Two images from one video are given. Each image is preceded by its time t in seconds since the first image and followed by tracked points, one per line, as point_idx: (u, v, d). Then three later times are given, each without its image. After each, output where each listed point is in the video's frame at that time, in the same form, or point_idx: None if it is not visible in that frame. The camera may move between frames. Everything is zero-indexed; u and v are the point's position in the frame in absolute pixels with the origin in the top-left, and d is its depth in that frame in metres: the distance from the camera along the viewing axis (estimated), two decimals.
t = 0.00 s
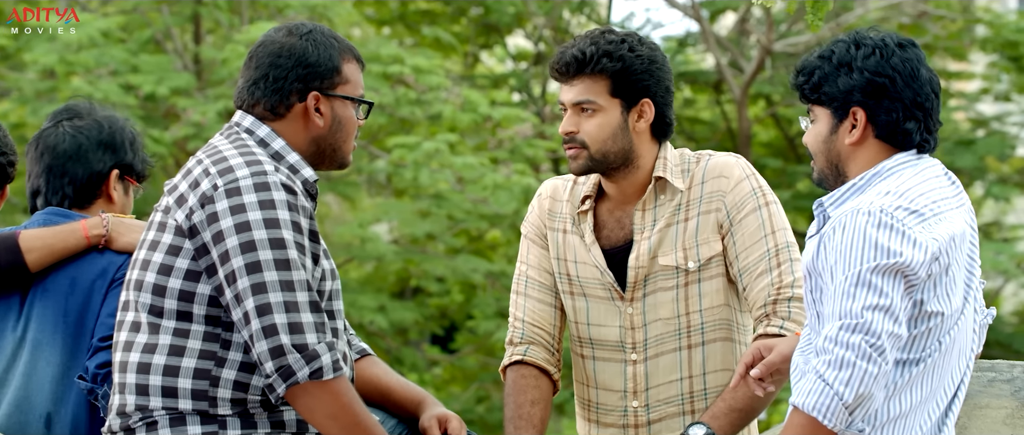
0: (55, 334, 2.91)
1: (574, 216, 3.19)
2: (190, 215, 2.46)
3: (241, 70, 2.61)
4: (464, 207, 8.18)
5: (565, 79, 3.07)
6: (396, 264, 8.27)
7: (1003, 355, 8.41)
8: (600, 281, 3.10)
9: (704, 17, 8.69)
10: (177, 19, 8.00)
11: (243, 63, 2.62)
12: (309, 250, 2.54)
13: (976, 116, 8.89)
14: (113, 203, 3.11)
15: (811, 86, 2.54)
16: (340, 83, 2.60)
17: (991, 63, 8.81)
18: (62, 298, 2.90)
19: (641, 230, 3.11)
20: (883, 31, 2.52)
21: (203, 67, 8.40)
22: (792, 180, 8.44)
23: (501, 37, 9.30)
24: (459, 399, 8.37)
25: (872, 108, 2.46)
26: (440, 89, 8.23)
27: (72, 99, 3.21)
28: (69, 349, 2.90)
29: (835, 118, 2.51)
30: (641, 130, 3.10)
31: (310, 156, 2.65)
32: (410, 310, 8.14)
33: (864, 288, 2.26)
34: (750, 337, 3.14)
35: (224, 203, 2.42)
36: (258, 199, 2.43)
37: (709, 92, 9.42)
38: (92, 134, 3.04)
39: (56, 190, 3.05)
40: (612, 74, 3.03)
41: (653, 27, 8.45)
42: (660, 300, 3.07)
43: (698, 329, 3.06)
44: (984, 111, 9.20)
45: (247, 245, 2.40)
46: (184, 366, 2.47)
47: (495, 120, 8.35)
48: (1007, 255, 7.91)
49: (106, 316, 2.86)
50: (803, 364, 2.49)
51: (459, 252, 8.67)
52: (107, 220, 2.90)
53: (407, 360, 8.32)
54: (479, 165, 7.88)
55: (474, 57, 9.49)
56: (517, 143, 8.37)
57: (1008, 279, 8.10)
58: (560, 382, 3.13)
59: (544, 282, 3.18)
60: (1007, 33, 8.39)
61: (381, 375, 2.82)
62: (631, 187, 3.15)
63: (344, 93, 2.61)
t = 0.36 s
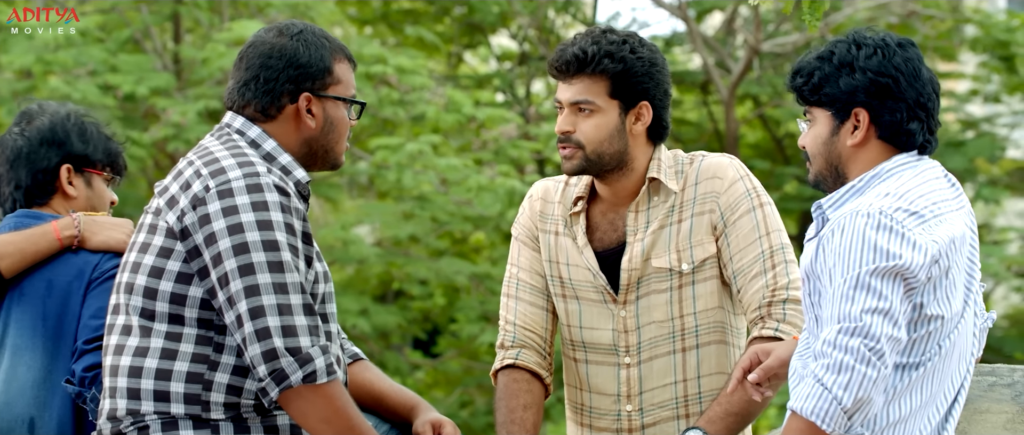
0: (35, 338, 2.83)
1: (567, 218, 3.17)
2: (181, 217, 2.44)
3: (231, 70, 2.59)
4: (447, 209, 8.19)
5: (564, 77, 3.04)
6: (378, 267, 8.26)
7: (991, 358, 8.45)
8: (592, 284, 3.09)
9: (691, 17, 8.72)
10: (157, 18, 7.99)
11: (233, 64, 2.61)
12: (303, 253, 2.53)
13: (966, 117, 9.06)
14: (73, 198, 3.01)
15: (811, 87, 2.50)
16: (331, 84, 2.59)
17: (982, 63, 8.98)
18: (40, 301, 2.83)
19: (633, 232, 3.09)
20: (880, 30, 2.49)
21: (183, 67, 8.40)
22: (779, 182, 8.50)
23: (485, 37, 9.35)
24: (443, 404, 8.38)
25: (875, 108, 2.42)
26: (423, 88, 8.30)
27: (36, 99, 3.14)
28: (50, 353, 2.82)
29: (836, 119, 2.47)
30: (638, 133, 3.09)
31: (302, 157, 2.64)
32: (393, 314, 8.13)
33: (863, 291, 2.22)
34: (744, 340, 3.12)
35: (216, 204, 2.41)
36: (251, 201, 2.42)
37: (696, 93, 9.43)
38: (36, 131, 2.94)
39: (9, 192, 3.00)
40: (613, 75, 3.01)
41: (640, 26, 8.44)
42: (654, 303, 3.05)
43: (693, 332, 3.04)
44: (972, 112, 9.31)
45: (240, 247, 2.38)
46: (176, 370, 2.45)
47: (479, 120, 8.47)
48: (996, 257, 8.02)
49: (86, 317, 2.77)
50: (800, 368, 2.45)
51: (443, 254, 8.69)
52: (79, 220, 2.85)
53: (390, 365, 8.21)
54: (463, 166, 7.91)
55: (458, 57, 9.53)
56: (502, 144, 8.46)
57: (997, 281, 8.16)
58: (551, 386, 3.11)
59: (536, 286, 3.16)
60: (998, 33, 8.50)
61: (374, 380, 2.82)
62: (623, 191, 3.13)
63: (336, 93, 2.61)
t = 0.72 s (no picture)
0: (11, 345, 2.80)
1: (559, 221, 3.15)
2: (172, 219, 2.43)
3: (222, 72, 2.58)
4: (431, 211, 8.12)
5: (564, 72, 3.03)
6: (361, 270, 8.23)
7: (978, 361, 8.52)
8: (585, 287, 3.07)
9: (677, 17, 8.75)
10: (137, 18, 7.95)
11: (224, 65, 2.59)
12: (295, 255, 2.51)
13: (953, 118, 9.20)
14: (38, 197, 2.95)
15: (808, 89, 2.48)
16: (324, 86, 2.58)
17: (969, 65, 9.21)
18: (13, 308, 2.79)
19: (626, 234, 3.08)
20: (879, 31, 2.47)
21: (164, 69, 8.38)
22: (766, 184, 8.58)
23: (468, 38, 9.39)
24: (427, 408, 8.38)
25: (872, 110, 2.39)
26: (406, 90, 8.28)
27: None
28: (27, 358, 2.78)
29: (833, 121, 2.45)
30: (633, 137, 3.07)
31: (293, 159, 2.63)
32: (376, 316, 8.11)
33: (858, 294, 2.19)
34: (739, 344, 3.11)
35: (207, 206, 2.39)
36: (243, 203, 2.40)
37: (682, 94, 9.45)
38: None
39: None
40: (613, 76, 3.00)
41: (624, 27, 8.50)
42: (646, 307, 3.03)
43: (686, 335, 3.02)
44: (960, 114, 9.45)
45: (232, 249, 2.37)
46: (166, 374, 2.44)
47: (464, 122, 8.54)
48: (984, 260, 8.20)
49: (65, 322, 2.75)
50: (794, 372, 2.43)
51: (426, 257, 8.70)
52: (48, 224, 2.79)
53: (373, 369, 8.11)
54: (447, 168, 7.93)
55: (442, 58, 9.56)
56: (486, 146, 8.53)
57: (985, 284, 8.24)
58: (543, 391, 3.09)
59: (528, 290, 3.14)
60: (985, 33, 8.73)
61: (365, 384, 2.81)
62: (616, 193, 3.12)
63: (328, 96, 2.60)
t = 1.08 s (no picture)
0: None
1: (556, 224, 3.14)
2: (165, 220, 2.41)
3: (214, 73, 2.57)
4: (418, 214, 8.14)
5: (551, 88, 3.00)
6: (347, 272, 8.23)
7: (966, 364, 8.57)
8: (582, 291, 3.05)
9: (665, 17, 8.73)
10: (120, 18, 7.92)
11: (216, 68, 2.59)
12: (289, 256, 2.50)
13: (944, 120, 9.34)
14: (13, 194, 2.93)
15: (804, 90, 2.46)
16: (316, 88, 2.57)
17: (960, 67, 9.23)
18: None
19: (625, 239, 3.06)
20: (876, 33, 2.45)
21: (147, 70, 8.40)
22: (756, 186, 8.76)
23: (455, 39, 9.40)
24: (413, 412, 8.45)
25: (869, 112, 2.37)
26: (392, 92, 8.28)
27: None
28: None
29: (829, 123, 2.43)
30: (627, 141, 3.05)
31: (286, 161, 2.62)
32: (362, 319, 8.14)
33: (855, 297, 2.17)
34: (737, 349, 3.09)
35: (200, 207, 2.38)
36: (236, 203, 2.39)
37: (671, 95, 9.46)
38: None
39: None
40: (601, 87, 2.96)
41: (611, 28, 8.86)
42: (644, 310, 3.02)
43: (684, 340, 3.00)
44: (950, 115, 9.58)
45: (225, 250, 2.35)
46: (158, 377, 2.42)
47: (451, 123, 8.56)
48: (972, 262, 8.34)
49: (46, 323, 2.73)
50: (792, 377, 2.41)
51: (413, 260, 8.74)
52: (20, 219, 2.75)
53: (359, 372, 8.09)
54: (434, 171, 7.93)
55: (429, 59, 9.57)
56: (473, 148, 8.55)
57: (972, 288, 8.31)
58: (539, 396, 3.08)
59: (524, 294, 3.12)
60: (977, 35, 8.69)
61: (358, 388, 2.80)
62: (615, 198, 3.10)
63: (321, 97, 2.59)
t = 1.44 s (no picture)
0: None
1: (546, 225, 3.12)
2: (157, 221, 2.40)
3: (207, 73, 2.57)
4: (404, 215, 8.11)
5: (544, 79, 2.99)
6: (333, 274, 8.23)
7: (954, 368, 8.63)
8: (572, 293, 3.03)
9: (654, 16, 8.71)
10: (103, 17, 7.88)
11: (208, 67, 2.58)
12: (282, 258, 2.49)
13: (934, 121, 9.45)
14: None
15: (800, 91, 2.44)
16: (310, 88, 2.57)
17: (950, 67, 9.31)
18: None
19: (614, 240, 3.05)
20: (873, 33, 2.43)
21: (130, 69, 8.38)
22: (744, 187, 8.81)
23: (442, 38, 9.42)
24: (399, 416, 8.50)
25: (866, 112, 2.35)
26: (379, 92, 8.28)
27: None
28: None
29: (826, 124, 2.41)
30: (619, 137, 3.04)
31: (279, 163, 2.61)
32: (348, 322, 8.15)
33: (852, 299, 2.15)
34: (728, 351, 3.07)
35: (193, 208, 2.36)
36: (229, 204, 2.37)
37: (660, 95, 9.45)
38: None
39: None
40: (594, 78, 2.95)
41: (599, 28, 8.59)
42: (635, 312, 3.00)
43: (676, 342, 2.98)
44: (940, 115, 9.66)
45: (218, 251, 2.34)
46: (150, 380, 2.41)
47: (438, 124, 8.57)
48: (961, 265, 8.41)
49: (31, 328, 2.72)
50: (789, 380, 2.38)
51: (399, 261, 8.79)
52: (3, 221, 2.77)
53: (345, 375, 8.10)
54: (420, 172, 7.93)
55: (415, 59, 9.59)
56: (460, 149, 8.57)
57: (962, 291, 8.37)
58: (530, 399, 3.07)
59: (513, 296, 3.10)
60: (967, 35, 8.75)
61: (350, 391, 2.80)
62: (604, 198, 3.09)
63: (315, 98, 2.58)
